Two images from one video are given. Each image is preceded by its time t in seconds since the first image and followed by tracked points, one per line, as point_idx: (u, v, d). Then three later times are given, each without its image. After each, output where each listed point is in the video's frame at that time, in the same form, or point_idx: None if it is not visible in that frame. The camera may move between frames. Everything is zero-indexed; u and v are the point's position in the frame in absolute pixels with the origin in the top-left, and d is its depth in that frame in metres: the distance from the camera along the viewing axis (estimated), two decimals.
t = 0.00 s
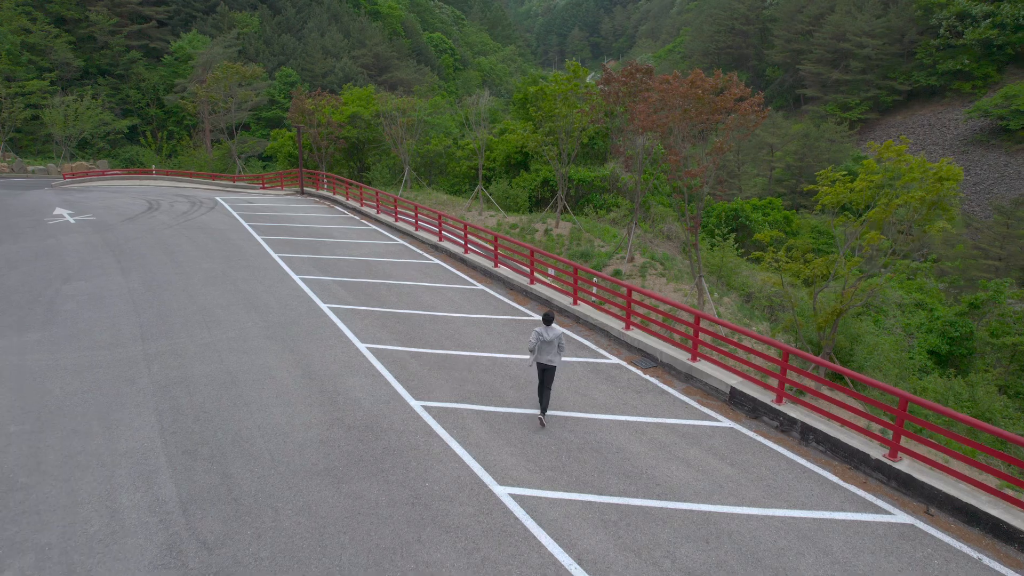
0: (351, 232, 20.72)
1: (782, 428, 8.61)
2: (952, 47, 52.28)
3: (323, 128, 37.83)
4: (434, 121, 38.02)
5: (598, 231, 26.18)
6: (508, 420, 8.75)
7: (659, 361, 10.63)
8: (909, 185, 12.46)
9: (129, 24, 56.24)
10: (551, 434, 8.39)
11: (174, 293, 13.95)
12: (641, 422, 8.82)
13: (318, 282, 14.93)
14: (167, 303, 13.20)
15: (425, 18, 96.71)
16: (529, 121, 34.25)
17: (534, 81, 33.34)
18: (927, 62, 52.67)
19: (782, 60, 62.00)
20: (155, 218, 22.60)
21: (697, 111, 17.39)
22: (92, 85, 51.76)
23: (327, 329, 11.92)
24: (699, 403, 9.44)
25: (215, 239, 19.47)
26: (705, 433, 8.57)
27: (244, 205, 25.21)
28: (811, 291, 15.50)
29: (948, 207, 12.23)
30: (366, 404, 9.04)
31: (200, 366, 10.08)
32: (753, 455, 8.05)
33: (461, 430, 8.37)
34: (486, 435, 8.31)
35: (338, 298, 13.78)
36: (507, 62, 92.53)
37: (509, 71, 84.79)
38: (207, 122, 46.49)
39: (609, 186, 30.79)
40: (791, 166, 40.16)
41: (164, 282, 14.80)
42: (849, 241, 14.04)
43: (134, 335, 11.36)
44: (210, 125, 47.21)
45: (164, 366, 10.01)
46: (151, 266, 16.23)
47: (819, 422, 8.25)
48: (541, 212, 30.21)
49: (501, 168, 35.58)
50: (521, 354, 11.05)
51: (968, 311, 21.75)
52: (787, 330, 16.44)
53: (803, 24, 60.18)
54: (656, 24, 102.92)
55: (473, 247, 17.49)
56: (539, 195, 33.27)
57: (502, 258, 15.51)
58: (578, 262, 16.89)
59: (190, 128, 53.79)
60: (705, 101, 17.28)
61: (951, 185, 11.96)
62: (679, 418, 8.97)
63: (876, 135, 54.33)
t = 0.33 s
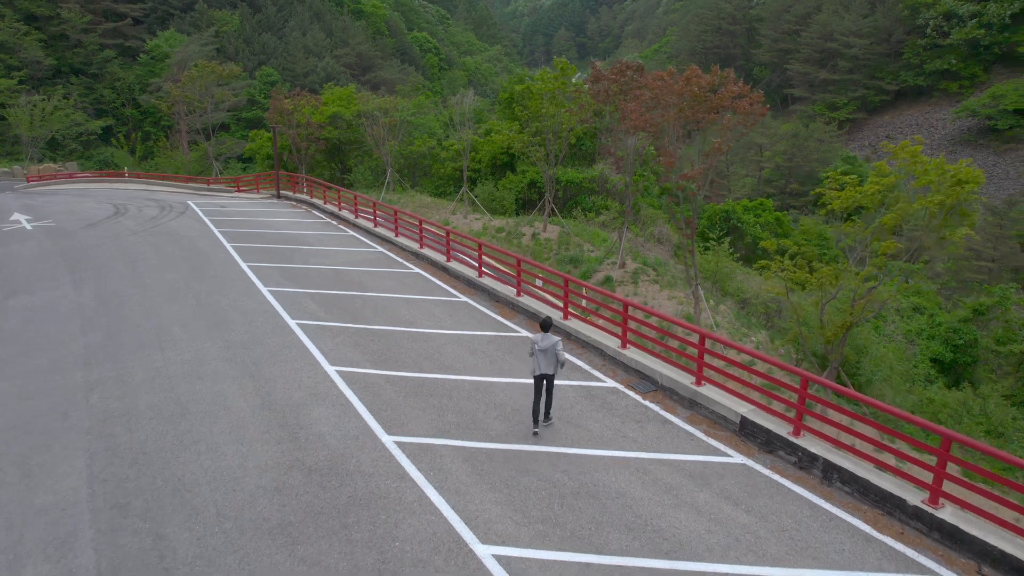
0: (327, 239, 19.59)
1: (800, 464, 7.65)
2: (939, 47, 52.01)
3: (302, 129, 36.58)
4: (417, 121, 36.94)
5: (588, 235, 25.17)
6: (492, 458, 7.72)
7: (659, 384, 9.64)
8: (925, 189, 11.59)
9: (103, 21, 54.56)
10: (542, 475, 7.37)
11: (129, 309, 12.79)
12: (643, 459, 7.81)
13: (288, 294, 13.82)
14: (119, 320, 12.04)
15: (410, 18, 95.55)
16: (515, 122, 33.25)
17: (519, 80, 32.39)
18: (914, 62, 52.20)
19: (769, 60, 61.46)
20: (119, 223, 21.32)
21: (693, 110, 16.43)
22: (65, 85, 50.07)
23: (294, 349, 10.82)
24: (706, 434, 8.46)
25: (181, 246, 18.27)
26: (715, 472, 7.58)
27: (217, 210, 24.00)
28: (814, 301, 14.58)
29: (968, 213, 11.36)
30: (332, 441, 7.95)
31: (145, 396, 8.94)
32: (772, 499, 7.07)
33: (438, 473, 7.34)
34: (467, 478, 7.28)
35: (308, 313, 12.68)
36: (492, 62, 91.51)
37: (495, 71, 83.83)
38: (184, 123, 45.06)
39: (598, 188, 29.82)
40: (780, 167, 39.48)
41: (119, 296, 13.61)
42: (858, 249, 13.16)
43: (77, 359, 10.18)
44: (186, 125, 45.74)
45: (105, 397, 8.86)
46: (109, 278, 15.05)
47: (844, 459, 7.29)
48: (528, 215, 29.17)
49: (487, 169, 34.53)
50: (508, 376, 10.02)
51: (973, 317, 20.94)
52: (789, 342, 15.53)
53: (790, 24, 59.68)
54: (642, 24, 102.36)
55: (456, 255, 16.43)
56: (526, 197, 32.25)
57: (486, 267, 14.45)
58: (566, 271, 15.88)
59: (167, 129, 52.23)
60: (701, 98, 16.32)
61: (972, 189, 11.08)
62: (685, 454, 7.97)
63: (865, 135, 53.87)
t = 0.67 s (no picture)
0: (300, 241, 18.36)
1: (828, 508, 6.64)
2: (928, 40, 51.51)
3: (280, 124, 35.19)
4: (399, 116, 35.66)
5: (577, 234, 24.04)
6: (472, 506, 6.64)
7: (662, 409, 8.59)
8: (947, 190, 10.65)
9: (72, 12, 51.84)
10: (531, 528, 6.31)
11: (73, 322, 11.56)
12: (648, 505, 6.76)
13: (252, 304, 12.65)
14: (59, 336, 10.81)
15: (394, 12, 93.91)
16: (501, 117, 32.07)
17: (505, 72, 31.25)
18: (902, 55, 51.52)
19: (757, 54, 60.68)
20: (77, 225, 19.93)
21: (690, 103, 15.40)
22: (33, 78, 47.68)
23: (252, 369, 9.67)
24: (716, 469, 7.44)
25: (142, 250, 16.97)
26: (732, 520, 6.54)
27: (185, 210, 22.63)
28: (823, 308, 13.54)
29: (995, 215, 10.42)
30: (287, 486, 6.84)
31: (74, 430, 7.76)
32: (800, 554, 6.05)
33: (409, 527, 6.25)
34: (443, 533, 6.20)
35: (272, 326, 11.53)
36: (477, 56, 90.14)
37: (480, 65, 82.48)
38: (157, 118, 43.36)
39: (587, 185, 28.75)
40: (770, 162, 38.62)
41: (64, 307, 12.36)
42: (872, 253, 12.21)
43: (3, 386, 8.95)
44: (160, 121, 44.05)
45: (26, 435, 7.66)
46: (57, 286, 13.78)
47: (881, 505, 6.29)
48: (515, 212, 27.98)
49: (472, 166, 33.30)
50: (492, 400, 8.92)
51: (978, 319, 20.17)
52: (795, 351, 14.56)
53: (778, 17, 58.92)
54: (627, 18, 101.35)
55: (436, 259, 15.29)
56: (512, 194, 31.08)
57: (469, 273, 13.32)
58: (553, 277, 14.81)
59: (140, 124, 50.36)
60: (700, 90, 15.28)
61: (999, 190, 10.16)
62: (694, 496, 6.94)
63: (854, 130, 53.19)
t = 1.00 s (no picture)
0: (268, 240, 17.13)
1: (871, 567, 5.62)
2: (916, 30, 50.84)
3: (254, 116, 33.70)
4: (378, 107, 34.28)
5: (564, 230, 22.91)
6: (449, 568, 5.57)
7: (668, 440, 7.53)
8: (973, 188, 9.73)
9: None
10: None
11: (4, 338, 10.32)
12: (658, 564, 5.71)
13: (209, 314, 11.45)
14: None
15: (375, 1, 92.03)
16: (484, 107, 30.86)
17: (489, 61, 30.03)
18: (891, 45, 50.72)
19: (744, 44, 59.75)
20: (28, 224, 18.53)
21: (687, 91, 14.33)
22: None
23: (201, 393, 8.51)
24: (732, 513, 6.42)
25: (95, 252, 15.67)
26: None
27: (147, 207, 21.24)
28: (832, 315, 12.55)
29: None
30: (227, 548, 5.72)
31: None
32: None
33: None
34: None
35: (230, 340, 10.35)
36: (461, 46, 88.52)
37: (464, 54, 80.94)
38: (126, 110, 41.61)
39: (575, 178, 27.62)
40: (759, 153, 37.70)
41: None
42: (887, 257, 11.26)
43: None
44: (130, 112, 42.30)
45: None
46: None
47: (936, 567, 5.28)
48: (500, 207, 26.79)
49: (455, 158, 32.03)
50: (473, 429, 7.84)
51: (983, 318, 19.42)
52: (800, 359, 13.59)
53: (765, 6, 58.03)
54: (612, 8, 100.07)
55: (414, 261, 14.13)
56: (497, 187, 29.91)
57: (449, 277, 12.19)
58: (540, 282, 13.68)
59: (111, 115, 48.41)
60: (699, 78, 14.22)
61: None
62: (711, 550, 5.90)
63: (842, 120, 52.45)
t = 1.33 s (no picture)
0: (232, 239, 15.84)
1: None
2: (902, 17, 50.09)
3: (225, 104, 32.16)
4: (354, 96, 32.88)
5: (550, 224, 21.78)
6: None
7: (679, 479, 6.49)
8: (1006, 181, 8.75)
9: None
10: None
11: None
12: None
13: (158, 326, 10.26)
14: None
15: None
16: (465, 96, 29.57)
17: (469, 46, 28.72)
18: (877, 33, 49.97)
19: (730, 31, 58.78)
20: None
21: (684, 76, 13.00)
22: None
23: (135, 425, 7.35)
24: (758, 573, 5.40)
25: (41, 253, 14.37)
26: None
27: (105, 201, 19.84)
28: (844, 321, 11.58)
29: None
30: None
31: None
32: None
33: None
34: None
35: (177, 357, 9.17)
36: (442, 33, 86.74)
37: (445, 42, 79.25)
38: (92, 99, 39.82)
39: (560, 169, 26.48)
40: (747, 143, 36.81)
41: None
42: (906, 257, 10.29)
43: None
44: (95, 101, 40.47)
45: None
46: None
47: None
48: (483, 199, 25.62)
49: (436, 148, 30.80)
50: (453, 466, 6.76)
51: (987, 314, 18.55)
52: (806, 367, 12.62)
53: None
54: None
55: (388, 262, 12.96)
56: (479, 179, 28.72)
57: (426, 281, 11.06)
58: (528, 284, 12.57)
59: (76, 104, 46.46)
60: (697, 62, 12.90)
61: None
62: None
63: (829, 109, 51.71)
